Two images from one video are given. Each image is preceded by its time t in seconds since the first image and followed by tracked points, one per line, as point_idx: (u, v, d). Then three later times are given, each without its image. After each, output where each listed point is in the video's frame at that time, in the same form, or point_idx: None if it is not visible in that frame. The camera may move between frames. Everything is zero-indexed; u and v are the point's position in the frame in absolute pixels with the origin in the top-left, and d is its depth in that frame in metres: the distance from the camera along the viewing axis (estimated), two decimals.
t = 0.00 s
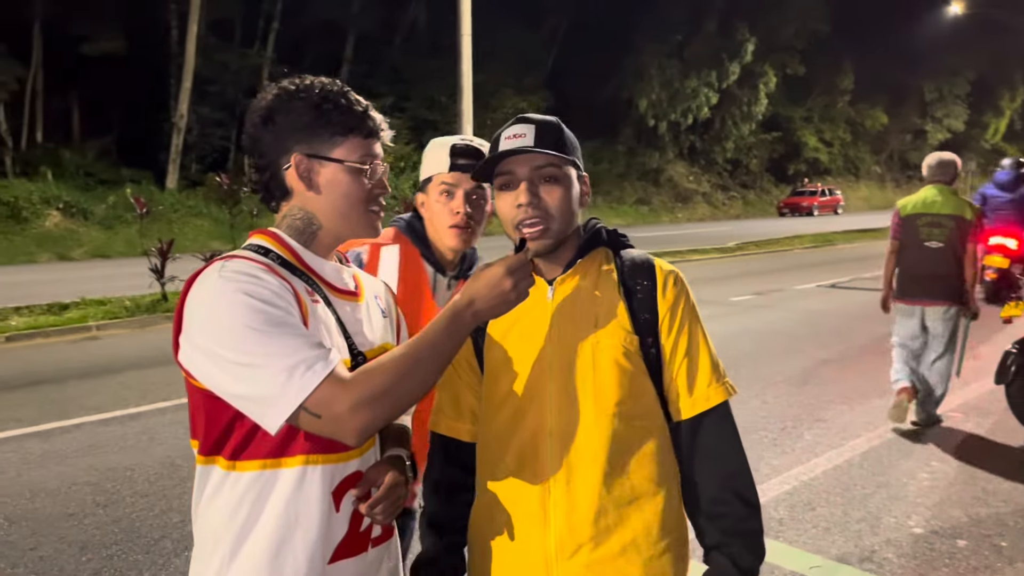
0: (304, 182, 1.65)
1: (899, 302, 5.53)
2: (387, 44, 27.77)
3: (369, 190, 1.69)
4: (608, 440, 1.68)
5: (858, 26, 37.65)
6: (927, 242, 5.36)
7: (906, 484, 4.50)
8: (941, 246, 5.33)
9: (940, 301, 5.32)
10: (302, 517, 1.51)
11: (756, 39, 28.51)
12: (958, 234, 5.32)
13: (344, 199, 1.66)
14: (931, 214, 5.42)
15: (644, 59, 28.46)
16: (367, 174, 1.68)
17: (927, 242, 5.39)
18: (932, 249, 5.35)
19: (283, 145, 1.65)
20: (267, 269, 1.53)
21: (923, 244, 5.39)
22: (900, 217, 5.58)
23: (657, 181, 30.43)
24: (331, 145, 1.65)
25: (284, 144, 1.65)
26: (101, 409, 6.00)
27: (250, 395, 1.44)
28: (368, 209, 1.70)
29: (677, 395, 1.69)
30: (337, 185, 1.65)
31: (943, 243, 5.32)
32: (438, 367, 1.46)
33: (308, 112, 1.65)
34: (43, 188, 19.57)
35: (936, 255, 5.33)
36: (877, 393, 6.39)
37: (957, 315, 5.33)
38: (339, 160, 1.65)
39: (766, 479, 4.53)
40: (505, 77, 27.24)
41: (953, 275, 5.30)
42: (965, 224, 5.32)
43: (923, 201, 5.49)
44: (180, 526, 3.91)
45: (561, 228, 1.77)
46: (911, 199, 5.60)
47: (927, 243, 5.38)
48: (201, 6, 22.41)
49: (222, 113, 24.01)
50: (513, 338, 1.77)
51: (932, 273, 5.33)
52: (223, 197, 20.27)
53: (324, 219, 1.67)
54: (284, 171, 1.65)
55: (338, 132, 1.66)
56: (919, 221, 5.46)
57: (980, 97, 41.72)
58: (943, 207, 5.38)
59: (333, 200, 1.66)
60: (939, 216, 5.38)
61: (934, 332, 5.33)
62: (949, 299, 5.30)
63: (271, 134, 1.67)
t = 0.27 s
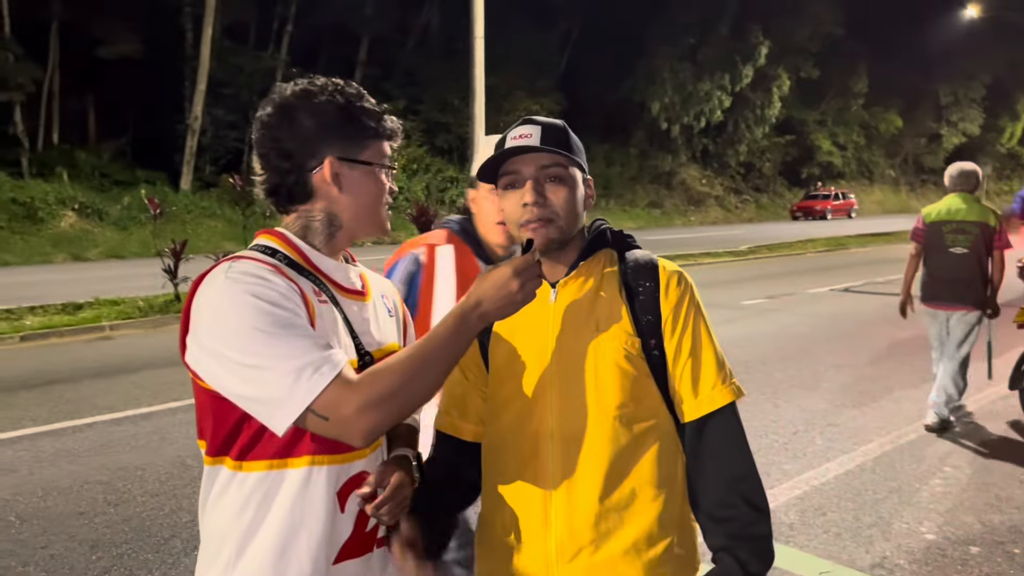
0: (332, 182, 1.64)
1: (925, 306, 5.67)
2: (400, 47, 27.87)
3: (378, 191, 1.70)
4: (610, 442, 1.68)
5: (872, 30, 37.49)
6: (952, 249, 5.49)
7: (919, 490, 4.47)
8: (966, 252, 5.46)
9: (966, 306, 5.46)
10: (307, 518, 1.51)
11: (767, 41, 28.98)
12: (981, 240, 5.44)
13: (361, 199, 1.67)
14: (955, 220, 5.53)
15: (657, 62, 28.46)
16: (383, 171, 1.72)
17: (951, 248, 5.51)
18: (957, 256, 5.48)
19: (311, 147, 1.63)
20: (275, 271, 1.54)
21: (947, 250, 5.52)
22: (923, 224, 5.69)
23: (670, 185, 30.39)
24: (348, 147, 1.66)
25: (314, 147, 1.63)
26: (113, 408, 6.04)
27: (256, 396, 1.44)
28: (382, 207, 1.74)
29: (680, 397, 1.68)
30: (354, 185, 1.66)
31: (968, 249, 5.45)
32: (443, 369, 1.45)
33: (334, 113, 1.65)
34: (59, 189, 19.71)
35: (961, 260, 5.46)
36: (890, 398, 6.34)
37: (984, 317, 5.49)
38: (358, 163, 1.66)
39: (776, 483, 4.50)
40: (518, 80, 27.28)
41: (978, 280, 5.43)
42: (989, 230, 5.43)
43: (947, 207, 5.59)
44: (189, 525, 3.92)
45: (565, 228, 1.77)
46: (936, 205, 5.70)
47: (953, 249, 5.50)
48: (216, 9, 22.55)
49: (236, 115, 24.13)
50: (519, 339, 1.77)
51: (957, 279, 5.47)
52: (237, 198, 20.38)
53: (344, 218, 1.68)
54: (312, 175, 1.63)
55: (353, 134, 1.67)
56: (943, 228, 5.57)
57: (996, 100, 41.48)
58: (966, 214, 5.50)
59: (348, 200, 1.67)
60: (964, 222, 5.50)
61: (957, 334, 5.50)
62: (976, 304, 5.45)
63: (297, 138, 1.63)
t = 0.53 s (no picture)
0: (335, 181, 1.65)
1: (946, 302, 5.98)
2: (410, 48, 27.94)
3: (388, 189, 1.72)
4: (614, 446, 1.68)
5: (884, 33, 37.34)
6: (970, 246, 5.87)
7: (928, 494, 4.45)
8: (985, 248, 5.82)
9: (986, 300, 5.77)
10: (309, 517, 1.51)
11: (778, 44, 28.96)
12: (998, 239, 5.82)
13: (373, 197, 1.69)
14: (972, 219, 5.94)
15: (667, 65, 28.46)
16: (389, 173, 1.71)
17: (970, 245, 5.89)
18: (976, 252, 5.84)
19: (317, 146, 1.63)
20: (281, 270, 1.54)
21: (965, 247, 5.90)
22: (942, 225, 6.10)
23: (679, 188, 30.37)
24: (363, 147, 1.67)
25: (318, 145, 1.63)
26: (122, 407, 6.07)
27: (262, 396, 1.45)
28: (388, 208, 1.73)
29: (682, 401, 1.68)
30: (366, 183, 1.67)
31: (985, 246, 5.83)
32: (450, 370, 1.46)
33: (339, 113, 1.65)
34: (70, 189, 19.81)
35: (979, 256, 5.82)
36: (899, 402, 6.33)
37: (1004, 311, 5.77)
38: (370, 162, 1.67)
39: (782, 487, 4.48)
40: (528, 81, 27.29)
41: (997, 275, 5.77)
42: (1005, 229, 5.81)
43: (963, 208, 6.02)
44: (196, 524, 3.94)
45: (575, 227, 1.76)
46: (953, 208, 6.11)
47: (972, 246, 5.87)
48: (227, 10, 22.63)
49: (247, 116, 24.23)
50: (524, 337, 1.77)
51: (977, 273, 5.81)
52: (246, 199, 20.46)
53: (352, 218, 1.69)
54: (315, 174, 1.64)
55: (365, 134, 1.68)
56: (961, 227, 5.97)
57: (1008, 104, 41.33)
58: (983, 213, 5.89)
59: (361, 197, 1.67)
60: (981, 221, 5.89)
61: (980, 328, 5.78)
62: (995, 298, 5.76)
63: (301, 136, 1.63)
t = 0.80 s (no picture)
0: (326, 179, 1.65)
1: (945, 301, 6.25)
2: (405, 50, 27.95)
3: (381, 188, 1.71)
4: (610, 447, 1.68)
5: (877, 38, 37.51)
6: (967, 247, 6.10)
7: (919, 495, 4.48)
8: (983, 250, 6.06)
9: (984, 299, 6.06)
10: (303, 516, 1.51)
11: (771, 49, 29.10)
12: (995, 239, 6.05)
13: (366, 196, 1.68)
14: (970, 221, 6.16)
15: (662, 69, 28.55)
16: (382, 172, 1.71)
17: (968, 246, 6.11)
18: (975, 253, 6.08)
19: (306, 144, 1.64)
20: (275, 270, 1.55)
21: (964, 249, 6.12)
22: (941, 226, 6.31)
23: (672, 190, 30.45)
24: (354, 145, 1.67)
25: (308, 144, 1.64)
26: (114, 408, 6.05)
27: (258, 395, 1.45)
28: (381, 208, 1.73)
29: (676, 402, 1.69)
30: (358, 182, 1.67)
31: (983, 247, 6.06)
32: (445, 368, 1.46)
33: (327, 110, 1.66)
34: (61, 189, 19.74)
35: (977, 257, 6.07)
36: (891, 404, 6.37)
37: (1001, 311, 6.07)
38: (361, 159, 1.66)
39: (773, 489, 4.50)
40: (522, 84, 27.33)
41: (994, 275, 6.04)
42: (1001, 230, 6.06)
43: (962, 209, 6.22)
44: (187, 525, 3.93)
45: (576, 225, 1.76)
46: (951, 209, 6.33)
47: (970, 247, 6.10)
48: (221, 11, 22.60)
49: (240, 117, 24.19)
50: (519, 338, 1.77)
51: (975, 274, 6.07)
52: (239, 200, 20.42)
53: (342, 217, 1.68)
54: (304, 172, 1.65)
55: (358, 132, 1.68)
56: (959, 229, 6.19)
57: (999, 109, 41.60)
58: (981, 215, 6.12)
59: (354, 196, 1.67)
60: (979, 223, 6.12)
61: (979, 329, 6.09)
62: (993, 298, 6.05)
63: (291, 136, 1.65)
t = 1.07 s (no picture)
0: (305, 186, 1.67)
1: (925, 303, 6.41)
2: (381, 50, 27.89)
3: (362, 194, 1.73)
4: (588, 451, 1.71)
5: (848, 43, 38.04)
6: (948, 252, 6.25)
7: (889, 495, 4.56)
8: (961, 254, 6.22)
9: (961, 301, 6.22)
10: (287, 519, 1.53)
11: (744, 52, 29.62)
12: (974, 245, 6.21)
13: (347, 201, 1.69)
14: (951, 227, 6.33)
15: (637, 72, 28.75)
16: (363, 178, 1.72)
17: (947, 252, 6.27)
18: (953, 257, 6.24)
19: (284, 150, 1.66)
20: (258, 276, 1.56)
21: (944, 253, 6.28)
22: (924, 231, 6.48)
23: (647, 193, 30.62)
24: (333, 151, 1.69)
25: (286, 151, 1.66)
26: (87, 411, 5.99)
27: (243, 399, 1.46)
28: (362, 213, 1.75)
29: (650, 409, 1.73)
30: (339, 189, 1.68)
31: (962, 252, 6.22)
32: (427, 374, 1.49)
33: (304, 116, 1.68)
34: (31, 189, 19.46)
35: (956, 262, 6.23)
36: (862, 405, 6.47)
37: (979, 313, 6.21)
38: (340, 166, 1.68)
39: (745, 490, 4.56)
40: (498, 86, 27.37)
41: (972, 279, 6.19)
42: (981, 235, 6.21)
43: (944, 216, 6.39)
44: (163, 530, 3.91)
45: (561, 230, 1.79)
46: (934, 216, 6.49)
47: (949, 252, 6.26)
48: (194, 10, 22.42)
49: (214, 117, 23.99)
50: (499, 343, 1.79)
51: (953, 278, 6.24)
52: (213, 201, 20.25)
53: (321, 222, 1.69)
54: (283, 179, 1.67)
55: (338, 138, 1.70)
56: (940, 235, 6.35)
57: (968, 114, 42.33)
58: (960, 222, 6.29)
59: (337, 201, 1.69)
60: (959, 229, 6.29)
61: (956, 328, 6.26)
62: (970, 300, 6.21)
63: (270, 143, 1.67)
